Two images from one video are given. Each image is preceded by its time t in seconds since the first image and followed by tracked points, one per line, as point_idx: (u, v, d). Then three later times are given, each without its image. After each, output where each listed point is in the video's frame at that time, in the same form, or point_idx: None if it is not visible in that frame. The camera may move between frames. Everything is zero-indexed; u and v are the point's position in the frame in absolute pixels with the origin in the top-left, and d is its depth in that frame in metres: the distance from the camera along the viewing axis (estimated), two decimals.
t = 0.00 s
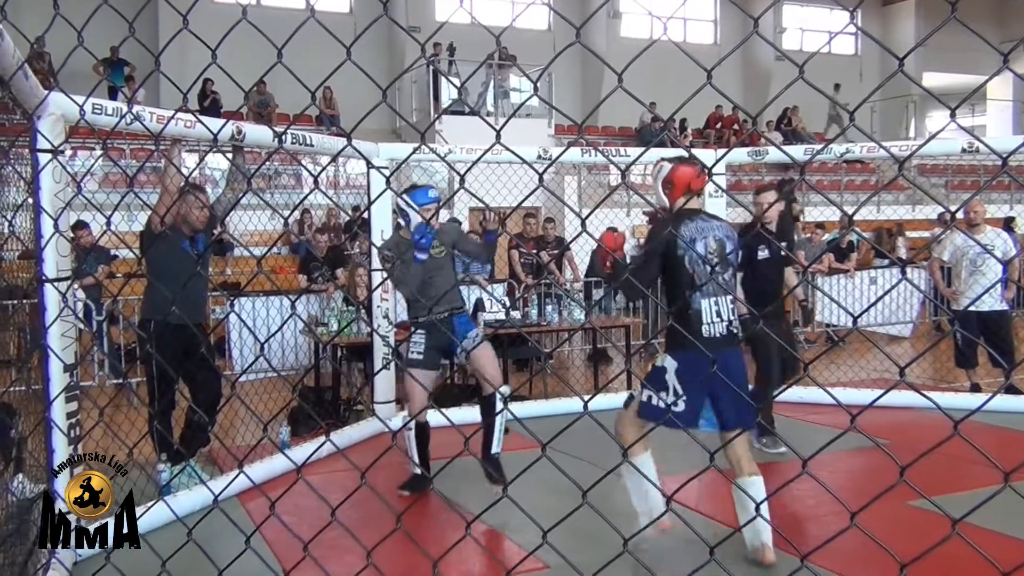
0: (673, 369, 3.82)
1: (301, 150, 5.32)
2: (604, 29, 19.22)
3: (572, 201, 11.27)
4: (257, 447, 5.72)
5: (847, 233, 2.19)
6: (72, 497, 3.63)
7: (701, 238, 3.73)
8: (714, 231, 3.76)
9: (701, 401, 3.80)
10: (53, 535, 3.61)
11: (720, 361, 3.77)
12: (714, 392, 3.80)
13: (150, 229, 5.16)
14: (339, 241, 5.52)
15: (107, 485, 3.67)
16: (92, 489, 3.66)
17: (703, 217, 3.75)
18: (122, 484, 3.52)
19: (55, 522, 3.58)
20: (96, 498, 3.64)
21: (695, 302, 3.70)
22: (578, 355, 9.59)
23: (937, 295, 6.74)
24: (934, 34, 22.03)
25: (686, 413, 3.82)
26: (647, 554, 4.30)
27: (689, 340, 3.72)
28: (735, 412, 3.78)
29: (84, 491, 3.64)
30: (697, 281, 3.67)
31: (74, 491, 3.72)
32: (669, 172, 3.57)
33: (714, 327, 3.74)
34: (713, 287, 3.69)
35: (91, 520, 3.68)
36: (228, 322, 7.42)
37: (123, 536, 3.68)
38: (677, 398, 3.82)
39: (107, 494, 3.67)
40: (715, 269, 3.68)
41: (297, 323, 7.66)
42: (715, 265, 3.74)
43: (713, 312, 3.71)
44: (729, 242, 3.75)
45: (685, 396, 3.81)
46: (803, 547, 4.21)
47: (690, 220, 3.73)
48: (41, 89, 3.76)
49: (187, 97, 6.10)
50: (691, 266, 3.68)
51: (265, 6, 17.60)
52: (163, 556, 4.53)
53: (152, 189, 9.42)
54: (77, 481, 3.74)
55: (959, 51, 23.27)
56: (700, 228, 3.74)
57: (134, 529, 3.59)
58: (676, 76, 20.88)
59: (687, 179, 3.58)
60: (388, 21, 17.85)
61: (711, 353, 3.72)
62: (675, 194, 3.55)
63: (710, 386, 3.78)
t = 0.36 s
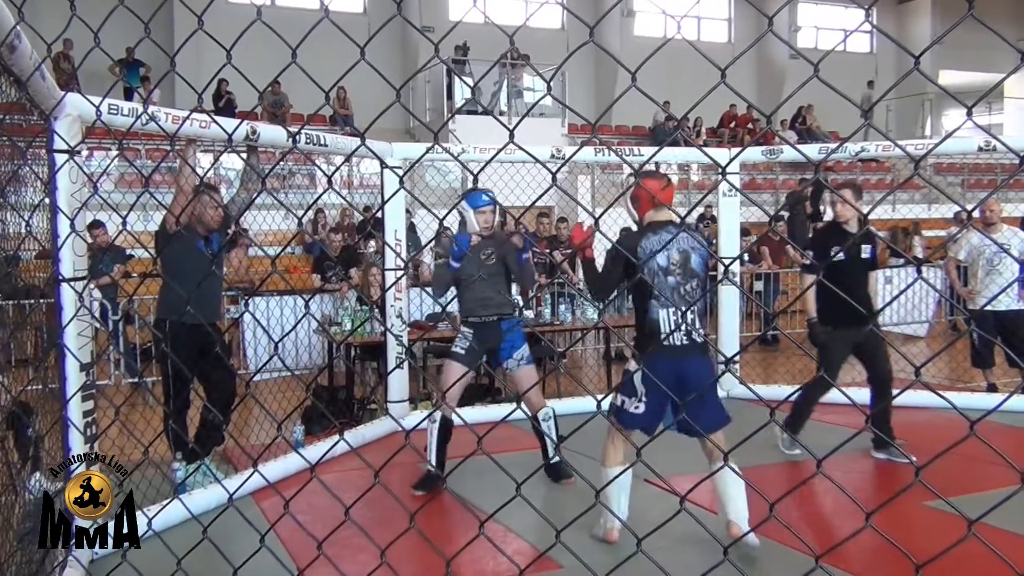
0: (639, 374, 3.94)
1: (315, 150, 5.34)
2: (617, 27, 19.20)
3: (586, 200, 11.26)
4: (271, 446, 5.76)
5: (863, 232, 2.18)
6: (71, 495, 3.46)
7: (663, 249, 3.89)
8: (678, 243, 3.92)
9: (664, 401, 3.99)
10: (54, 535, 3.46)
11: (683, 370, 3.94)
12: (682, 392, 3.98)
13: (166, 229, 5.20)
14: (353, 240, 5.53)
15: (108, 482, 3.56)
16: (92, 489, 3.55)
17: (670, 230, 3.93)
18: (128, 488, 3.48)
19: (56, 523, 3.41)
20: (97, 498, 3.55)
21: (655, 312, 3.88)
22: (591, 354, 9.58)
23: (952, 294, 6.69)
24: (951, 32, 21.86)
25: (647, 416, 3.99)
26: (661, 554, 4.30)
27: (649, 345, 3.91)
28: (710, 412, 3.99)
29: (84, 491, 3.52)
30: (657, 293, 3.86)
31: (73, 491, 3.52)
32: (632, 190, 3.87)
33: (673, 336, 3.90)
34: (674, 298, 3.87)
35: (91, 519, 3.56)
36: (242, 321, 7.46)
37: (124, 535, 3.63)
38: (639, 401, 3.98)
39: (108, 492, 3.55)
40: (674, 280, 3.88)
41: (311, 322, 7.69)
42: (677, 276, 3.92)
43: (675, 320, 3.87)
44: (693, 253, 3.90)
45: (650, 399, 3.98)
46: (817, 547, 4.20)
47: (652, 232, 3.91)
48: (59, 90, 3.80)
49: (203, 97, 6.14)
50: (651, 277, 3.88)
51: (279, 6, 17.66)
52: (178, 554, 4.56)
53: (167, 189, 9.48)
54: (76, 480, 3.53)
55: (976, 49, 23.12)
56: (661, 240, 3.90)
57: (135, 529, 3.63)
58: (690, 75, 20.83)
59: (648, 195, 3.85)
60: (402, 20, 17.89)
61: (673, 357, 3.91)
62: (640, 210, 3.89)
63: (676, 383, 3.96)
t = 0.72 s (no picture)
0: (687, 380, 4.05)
1: (323, 150, 5.36)
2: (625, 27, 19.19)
3: (593, 200, 11.25)
4: (279, 445, 5.77)
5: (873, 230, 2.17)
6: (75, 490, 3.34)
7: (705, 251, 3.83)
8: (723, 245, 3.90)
9: (716, 402, 4.01)
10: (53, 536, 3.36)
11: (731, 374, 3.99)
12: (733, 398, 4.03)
13: (174, 229, 5.22)
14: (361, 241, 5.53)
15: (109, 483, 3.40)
16: (92, 488, 3.38)
17: (715, 232, 3.94)
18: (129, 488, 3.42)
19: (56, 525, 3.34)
20: (97, 499, 3.39)
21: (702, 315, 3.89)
22: (598, 355, 9.58)
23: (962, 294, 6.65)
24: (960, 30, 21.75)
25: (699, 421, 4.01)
26: (669, 555, 4.30)
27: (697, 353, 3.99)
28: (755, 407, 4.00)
29: (84, 491, 3.36)
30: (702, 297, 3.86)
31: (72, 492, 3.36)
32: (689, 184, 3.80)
33: (720, 338, 3.90)
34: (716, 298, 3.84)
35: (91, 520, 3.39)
36: (250, 321, 7.49)
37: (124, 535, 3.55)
38: (690, 406, 4.03)
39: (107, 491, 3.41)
40: (720, 284, 3.81)
41: (318, 322, 7.71)
42: (723, 277, 3.82)
43: (719, 322, 3.88)
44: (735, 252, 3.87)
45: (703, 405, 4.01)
46: (826, 548, 4.20)
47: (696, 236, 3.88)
48: (68, 90, 3.82)
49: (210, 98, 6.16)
50: (695, 279, 3.86)
51: (287, 6, 17.70)
52: (186, 553, 4.57)
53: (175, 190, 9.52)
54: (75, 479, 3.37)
55: (985, 48, 23.03)
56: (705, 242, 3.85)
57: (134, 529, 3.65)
58: (698, 74, 20.79)
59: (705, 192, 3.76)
60: (409, 20, 17.91)
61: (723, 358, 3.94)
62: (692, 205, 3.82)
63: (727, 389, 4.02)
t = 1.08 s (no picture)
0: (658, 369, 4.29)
1: (323, 149, 5.35)
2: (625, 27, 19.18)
3: (594, 199, 11.24)
4: (279, 445, 5.77)
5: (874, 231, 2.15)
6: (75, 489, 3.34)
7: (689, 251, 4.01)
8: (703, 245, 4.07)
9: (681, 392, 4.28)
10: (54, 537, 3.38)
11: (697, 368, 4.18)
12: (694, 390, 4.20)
13: (174, 228, 5.22)
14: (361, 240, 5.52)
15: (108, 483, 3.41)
16: (92, 488, 3.39)
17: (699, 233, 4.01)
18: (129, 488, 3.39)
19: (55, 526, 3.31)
20: (97, 499, 3.39)
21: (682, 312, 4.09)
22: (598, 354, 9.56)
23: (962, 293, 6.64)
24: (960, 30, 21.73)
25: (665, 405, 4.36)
26: (669, 555, 4.31)
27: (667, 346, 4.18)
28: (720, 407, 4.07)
29: (84, 491, 3.37)
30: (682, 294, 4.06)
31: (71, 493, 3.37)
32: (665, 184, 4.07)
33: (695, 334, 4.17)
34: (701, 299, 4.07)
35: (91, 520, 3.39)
36: (250, 321, 7.49)
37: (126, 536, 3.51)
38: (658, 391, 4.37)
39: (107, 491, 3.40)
40: (706, 284, 4.04)
41: (318, 322, 7.70)
42: (710, 278, 4.06)
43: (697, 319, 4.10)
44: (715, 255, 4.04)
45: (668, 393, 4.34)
46: (825, 548, 4.21)
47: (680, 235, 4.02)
48: (67, 90, 3.82)
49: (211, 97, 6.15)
50: (683, 278, 4.02)
51: (287, 6, 17.70)
52: (186, 553, 4.57)
53: (176, 190, 9.52)
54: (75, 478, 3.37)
55: (986, 47, 23.00)
56: (692, 244, 4.02)
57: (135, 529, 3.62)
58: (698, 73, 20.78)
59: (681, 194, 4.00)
60: (409, 20, 17.90)
61: (693, 354, 4.18)
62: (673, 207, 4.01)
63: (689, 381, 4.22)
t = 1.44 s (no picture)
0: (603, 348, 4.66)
1: (300, 149, 5.32)
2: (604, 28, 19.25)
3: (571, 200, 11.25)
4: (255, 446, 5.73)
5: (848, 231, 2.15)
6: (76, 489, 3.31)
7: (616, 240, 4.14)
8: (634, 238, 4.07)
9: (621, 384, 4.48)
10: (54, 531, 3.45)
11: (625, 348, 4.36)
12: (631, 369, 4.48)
13: (149, 228, 5.16)
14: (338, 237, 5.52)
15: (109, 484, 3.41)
16: (92, 489, 3.38)
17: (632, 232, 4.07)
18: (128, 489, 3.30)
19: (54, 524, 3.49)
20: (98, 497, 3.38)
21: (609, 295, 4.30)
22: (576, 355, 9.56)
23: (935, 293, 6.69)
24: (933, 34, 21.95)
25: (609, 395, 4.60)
26: (646, 555, 4.32)
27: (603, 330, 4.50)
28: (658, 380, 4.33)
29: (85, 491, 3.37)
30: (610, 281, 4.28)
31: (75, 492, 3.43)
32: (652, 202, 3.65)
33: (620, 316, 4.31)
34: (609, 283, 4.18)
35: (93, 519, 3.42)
36: (226, 321, 7.43)
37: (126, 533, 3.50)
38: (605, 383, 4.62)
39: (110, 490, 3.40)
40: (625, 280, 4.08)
41: (294, 321, 7.65)
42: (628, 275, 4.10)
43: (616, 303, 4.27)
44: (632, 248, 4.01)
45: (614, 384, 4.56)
46: (800, 547, 4.24)
47: (627, 230, 4.15)
48: (41, 87, 3.75)
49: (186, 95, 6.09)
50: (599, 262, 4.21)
51: (264, 5, 17.60)
52: (161, 556, 4.52)
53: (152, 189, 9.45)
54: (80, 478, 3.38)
55: (959, 51, 23.26)
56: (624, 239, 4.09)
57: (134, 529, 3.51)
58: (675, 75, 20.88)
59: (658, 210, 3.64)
60: (387, 19, 17.85)
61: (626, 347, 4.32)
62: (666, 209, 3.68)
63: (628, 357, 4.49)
